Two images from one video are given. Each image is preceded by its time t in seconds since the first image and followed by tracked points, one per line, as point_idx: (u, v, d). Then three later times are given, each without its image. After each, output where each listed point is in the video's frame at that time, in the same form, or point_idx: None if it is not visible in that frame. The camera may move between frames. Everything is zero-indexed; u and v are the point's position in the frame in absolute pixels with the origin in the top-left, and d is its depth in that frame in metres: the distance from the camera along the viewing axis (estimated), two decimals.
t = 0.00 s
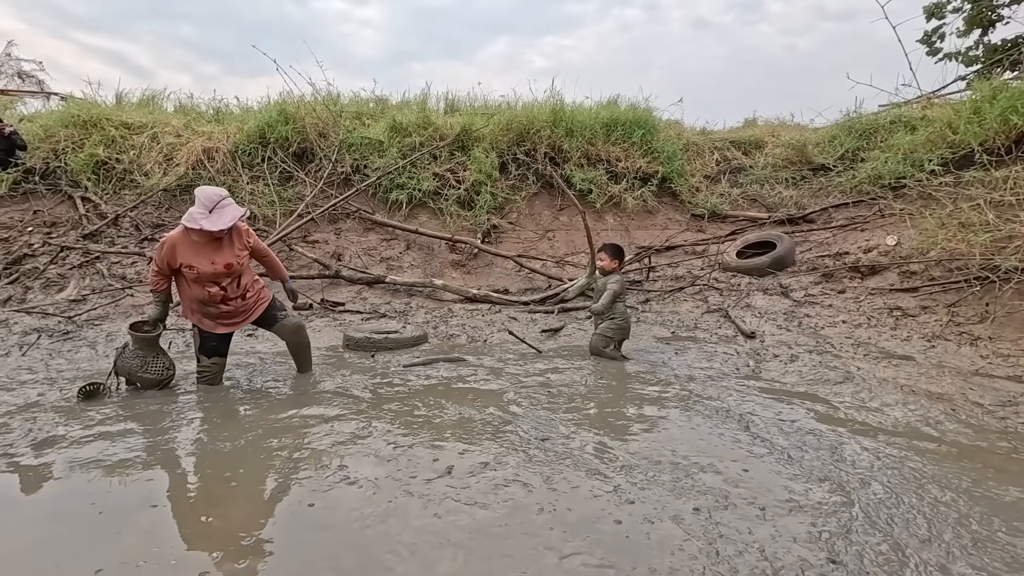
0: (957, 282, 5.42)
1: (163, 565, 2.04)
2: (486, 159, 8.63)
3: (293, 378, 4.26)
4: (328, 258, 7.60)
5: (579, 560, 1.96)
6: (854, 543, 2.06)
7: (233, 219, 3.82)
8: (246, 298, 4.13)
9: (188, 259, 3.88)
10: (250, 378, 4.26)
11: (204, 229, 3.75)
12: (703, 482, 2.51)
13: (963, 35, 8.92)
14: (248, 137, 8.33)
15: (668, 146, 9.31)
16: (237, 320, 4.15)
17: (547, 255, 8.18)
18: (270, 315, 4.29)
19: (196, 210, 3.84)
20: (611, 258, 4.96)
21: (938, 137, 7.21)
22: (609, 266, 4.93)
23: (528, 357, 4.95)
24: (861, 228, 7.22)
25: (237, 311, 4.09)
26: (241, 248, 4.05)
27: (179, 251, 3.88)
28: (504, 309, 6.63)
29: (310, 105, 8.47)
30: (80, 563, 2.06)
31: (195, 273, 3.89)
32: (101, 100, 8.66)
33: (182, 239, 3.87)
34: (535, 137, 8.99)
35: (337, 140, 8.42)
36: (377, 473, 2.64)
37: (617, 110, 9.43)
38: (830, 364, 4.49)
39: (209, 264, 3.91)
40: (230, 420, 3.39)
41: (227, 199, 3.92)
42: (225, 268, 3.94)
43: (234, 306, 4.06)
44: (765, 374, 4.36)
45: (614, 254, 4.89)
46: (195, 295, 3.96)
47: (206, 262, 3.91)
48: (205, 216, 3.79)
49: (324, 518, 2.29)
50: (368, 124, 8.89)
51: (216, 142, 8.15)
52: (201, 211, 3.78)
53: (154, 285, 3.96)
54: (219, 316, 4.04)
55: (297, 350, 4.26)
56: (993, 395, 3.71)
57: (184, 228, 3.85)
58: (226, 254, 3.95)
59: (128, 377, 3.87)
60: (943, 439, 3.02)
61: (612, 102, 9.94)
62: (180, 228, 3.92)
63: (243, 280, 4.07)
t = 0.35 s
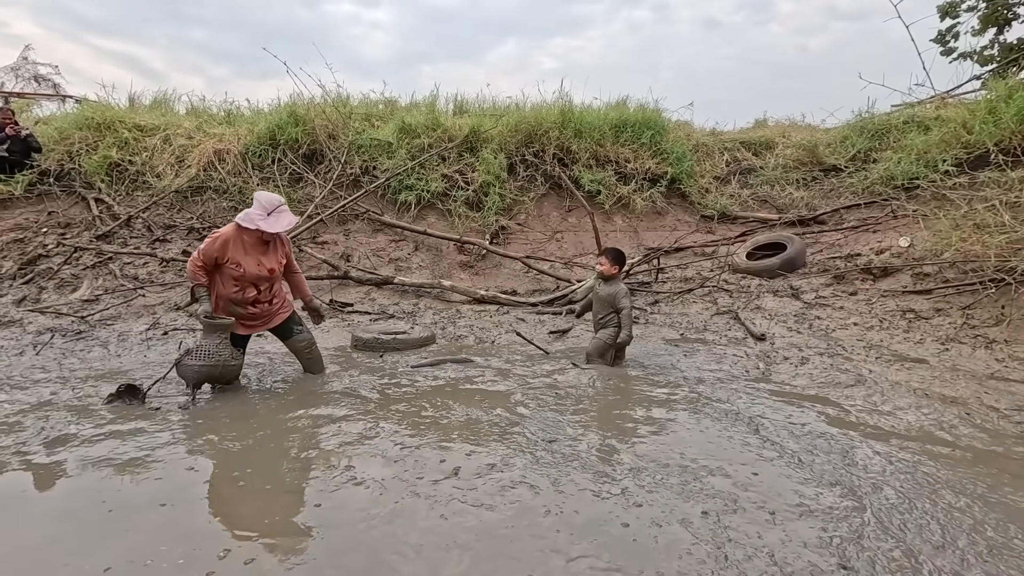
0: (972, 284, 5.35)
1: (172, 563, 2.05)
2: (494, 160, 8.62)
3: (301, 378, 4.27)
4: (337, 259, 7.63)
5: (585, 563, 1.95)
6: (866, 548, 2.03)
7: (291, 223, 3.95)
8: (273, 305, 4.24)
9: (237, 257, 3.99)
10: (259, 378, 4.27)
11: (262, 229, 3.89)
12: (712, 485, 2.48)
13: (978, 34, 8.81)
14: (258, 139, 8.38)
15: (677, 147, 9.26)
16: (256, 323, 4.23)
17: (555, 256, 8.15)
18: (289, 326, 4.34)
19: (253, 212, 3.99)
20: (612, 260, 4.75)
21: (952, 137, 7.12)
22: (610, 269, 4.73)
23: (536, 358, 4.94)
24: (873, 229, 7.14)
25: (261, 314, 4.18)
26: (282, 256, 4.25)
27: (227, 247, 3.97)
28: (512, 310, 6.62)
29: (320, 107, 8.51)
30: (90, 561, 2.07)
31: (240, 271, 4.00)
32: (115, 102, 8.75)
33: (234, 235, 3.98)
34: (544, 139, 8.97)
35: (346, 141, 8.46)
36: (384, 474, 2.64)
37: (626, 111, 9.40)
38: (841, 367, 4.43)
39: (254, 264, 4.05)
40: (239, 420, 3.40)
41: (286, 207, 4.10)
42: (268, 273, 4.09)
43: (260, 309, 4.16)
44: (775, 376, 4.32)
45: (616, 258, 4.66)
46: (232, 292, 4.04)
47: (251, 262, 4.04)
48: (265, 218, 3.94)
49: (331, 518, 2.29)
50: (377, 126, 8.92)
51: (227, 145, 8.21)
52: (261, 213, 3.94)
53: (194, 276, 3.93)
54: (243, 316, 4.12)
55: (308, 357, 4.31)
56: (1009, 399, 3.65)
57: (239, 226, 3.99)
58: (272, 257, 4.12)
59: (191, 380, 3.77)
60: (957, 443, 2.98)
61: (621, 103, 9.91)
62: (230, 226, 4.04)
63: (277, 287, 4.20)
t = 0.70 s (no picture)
0: (984, 286, 5.28)
1: (179, 561, 2.05)
2: (501, 161, 8.62)
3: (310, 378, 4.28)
4: (344, 260, 7.65)
5: (590, 565, 1.93)
6: (876, 553, 2.00)
7: (344, 242, 4.02)
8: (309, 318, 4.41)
9: (288, 269, 4.15)
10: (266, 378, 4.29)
11: (318, 247, 4.00)
12: (719, 487, 2.46)
13: (991, 33, 8.72)
14: (267, 141, 8.43)
15: (685, 148, 9.21)
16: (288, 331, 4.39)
17: (563, 257, 8.13)
18: (316, 326, 4.42)
19: (309, 228, 4.09)
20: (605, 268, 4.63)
21: (965, 137, 7.05)
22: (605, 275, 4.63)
23: (543, 359, 4.92)
24: (884, 230, 7.07)
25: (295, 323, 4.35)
26: (326, 272, 4.42)
27: (281, 260, 4.12)
28: (519, 311, 6.61)
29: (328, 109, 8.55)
30: (98, 559, 2.08)
31: (289, 282, 4.17)
32: (126, 104, 8.82)
33: (289, 249, 4.13)
34: (551, 140, 8.96)
35: (354, 143, 8.48)
36: (389, 474, 2.64)
37: (634, 112, 9.37)
38: (851, 369, 4.39)
39: (301, 279, 4.22)
40: (247, 419, 3.41)
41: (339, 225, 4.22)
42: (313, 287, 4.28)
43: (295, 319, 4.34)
44: (783, 378, 4.29)
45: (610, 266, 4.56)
46: (275, 301, 4.20)
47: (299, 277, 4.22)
48: (320, 235, 4.04)
49: (337, 518, 2.29)
50: (385, 127, 8.93)
51: (236, 146, 8.27)
52: (316, 231, 4.03)
53: (249, 285, 4.02)
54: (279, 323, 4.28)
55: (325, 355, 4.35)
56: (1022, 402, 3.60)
57: (295, 240, 4.13)
58: (319, 274, 4.29)
59: (277, 386, 3.90)
60: (969, 447, 2.94)
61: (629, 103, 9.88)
62: (286, 238, 4.17)
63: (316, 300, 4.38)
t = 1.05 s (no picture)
0: (995, 286, 5.23)
1: (185, 560, 2.06)
2: (507, 161, 8.61)
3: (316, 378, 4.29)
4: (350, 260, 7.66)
5: (596, 567, 1.92)
6: (884, 557, 1.98)
7: (395, 275, 4.23)
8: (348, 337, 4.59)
9: (339, 291, 4.37)
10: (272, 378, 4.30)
11: (369, 277, 4.20)
12: (725, 489, 2.44)
13: (1002, 31, 8.64)
14: (274, 141, 8.45)
15: (691, 148, 9.17)
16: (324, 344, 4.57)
17: (568, 257, 8.12)
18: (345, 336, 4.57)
19: (365, 257, 4.30)
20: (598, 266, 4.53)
21: (975, 136, 6.98)
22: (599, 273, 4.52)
23: (549, 360, 4.92)
24: (892, 230, 7.02)
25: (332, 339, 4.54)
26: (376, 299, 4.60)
27: (334, 282, 4.33)
28: (524, 311, 6.60)
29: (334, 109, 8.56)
30: (106, 558, 2.09)
31: (337, 303, 4.38)
32: (134, 105, 8.88)
33: (344, 274, 4.34)
34: (557, 139, 8.95)
35: (360, 143, 8.49)
36: (394, 475, 2.63)
37: (640, 112, 9.34)
38: (859, 370, 4.36)
39: (349, 304, 4.44)
40: (253, 418, 3.42)
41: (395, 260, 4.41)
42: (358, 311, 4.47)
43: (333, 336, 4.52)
44: (790, 379, 4.26)
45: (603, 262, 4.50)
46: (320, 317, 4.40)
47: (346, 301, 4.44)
48: (374, 266, 4.24)
49: (342, 518, 2.29)
50: (390, 128, 8.94)
51: (243, 147, 8.29)
52: (370, 262, 4.23)
53: (297, 294, 4.23)
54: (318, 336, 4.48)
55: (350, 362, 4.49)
56: None
57: (352, 267, 4.35)
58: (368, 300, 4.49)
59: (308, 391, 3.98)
60: (980, 450, 2.91)
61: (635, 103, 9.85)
62: (344, 263, 4.40)
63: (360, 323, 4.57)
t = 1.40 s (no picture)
0: (1003, 284, 5.20)
1: (192, 556, 2.07)
2: (511, 159, 8.60)
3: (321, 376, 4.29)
4: (355, 257, 7.67)
5: (600, 565, 1.92)
6: (890, 556, 1.97)
7: (413, 278, 4.27)
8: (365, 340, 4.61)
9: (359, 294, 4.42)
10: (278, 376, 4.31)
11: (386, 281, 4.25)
12: (730, 488, 2.44)
13: (1010, 26, 8.56)
14: (278, 139, 8.47)
15: (696, 145, 9.14)
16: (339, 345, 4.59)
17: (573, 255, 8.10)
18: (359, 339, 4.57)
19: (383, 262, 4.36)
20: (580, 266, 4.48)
21: (983, 133, 6.93)
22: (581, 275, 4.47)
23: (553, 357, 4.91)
24: (899, 228, 6.98)
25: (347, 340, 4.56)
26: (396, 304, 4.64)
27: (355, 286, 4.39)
28: (529, 309, 6.60)
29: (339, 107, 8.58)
30: (113, 553, 2.10)
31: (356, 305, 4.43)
32: (140, 104, 8.91)
33: (365, 279, 4.40)
34: (561, 137, 8.93)
35: (364, 141, 8.49)
36: (399, 472, 2.64)
37: (644, 109, 9.30)
38: (865, 369, 4.34)
39: (368, 307, 4.49)
40: (259, 415, 3.43)
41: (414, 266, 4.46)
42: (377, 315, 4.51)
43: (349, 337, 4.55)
44: (796, 378, 4.24)
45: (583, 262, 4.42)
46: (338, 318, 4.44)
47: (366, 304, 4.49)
48: (392, 271, 4.29)
49: (348, 515, 2.29)
50: (395, 126, 8.94)
51: (248, 145, 8.31)
52: (388, 266, 4.28)
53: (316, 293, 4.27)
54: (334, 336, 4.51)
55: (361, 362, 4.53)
56: None
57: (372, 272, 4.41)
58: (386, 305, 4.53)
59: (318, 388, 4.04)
60: (987, 448, 2.89)
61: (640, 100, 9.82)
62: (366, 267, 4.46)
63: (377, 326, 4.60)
